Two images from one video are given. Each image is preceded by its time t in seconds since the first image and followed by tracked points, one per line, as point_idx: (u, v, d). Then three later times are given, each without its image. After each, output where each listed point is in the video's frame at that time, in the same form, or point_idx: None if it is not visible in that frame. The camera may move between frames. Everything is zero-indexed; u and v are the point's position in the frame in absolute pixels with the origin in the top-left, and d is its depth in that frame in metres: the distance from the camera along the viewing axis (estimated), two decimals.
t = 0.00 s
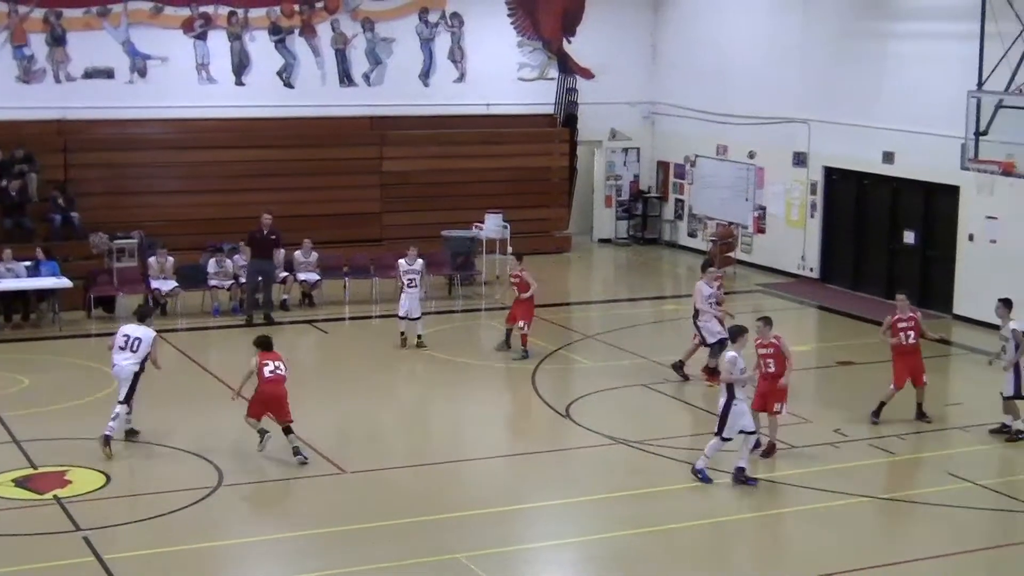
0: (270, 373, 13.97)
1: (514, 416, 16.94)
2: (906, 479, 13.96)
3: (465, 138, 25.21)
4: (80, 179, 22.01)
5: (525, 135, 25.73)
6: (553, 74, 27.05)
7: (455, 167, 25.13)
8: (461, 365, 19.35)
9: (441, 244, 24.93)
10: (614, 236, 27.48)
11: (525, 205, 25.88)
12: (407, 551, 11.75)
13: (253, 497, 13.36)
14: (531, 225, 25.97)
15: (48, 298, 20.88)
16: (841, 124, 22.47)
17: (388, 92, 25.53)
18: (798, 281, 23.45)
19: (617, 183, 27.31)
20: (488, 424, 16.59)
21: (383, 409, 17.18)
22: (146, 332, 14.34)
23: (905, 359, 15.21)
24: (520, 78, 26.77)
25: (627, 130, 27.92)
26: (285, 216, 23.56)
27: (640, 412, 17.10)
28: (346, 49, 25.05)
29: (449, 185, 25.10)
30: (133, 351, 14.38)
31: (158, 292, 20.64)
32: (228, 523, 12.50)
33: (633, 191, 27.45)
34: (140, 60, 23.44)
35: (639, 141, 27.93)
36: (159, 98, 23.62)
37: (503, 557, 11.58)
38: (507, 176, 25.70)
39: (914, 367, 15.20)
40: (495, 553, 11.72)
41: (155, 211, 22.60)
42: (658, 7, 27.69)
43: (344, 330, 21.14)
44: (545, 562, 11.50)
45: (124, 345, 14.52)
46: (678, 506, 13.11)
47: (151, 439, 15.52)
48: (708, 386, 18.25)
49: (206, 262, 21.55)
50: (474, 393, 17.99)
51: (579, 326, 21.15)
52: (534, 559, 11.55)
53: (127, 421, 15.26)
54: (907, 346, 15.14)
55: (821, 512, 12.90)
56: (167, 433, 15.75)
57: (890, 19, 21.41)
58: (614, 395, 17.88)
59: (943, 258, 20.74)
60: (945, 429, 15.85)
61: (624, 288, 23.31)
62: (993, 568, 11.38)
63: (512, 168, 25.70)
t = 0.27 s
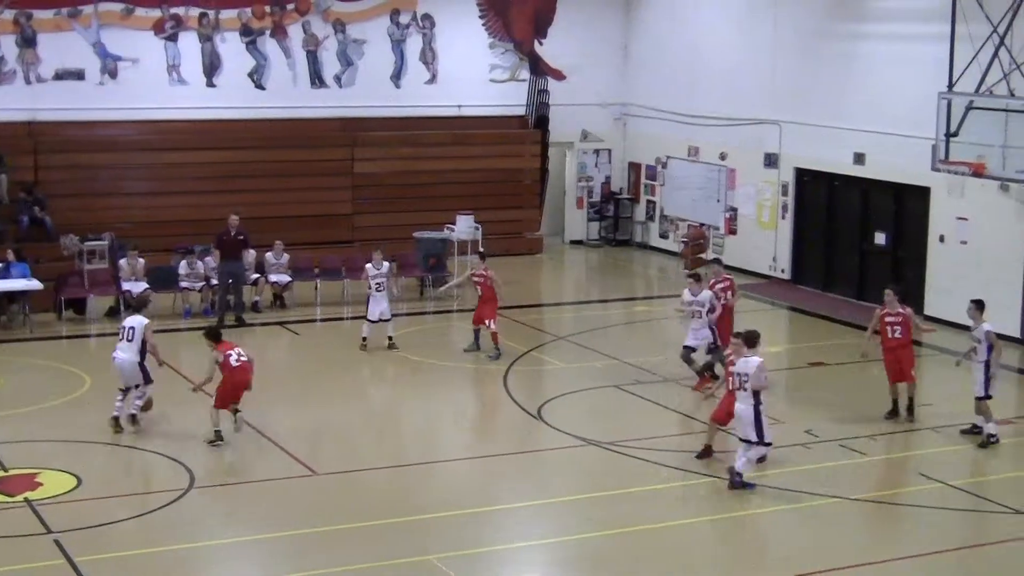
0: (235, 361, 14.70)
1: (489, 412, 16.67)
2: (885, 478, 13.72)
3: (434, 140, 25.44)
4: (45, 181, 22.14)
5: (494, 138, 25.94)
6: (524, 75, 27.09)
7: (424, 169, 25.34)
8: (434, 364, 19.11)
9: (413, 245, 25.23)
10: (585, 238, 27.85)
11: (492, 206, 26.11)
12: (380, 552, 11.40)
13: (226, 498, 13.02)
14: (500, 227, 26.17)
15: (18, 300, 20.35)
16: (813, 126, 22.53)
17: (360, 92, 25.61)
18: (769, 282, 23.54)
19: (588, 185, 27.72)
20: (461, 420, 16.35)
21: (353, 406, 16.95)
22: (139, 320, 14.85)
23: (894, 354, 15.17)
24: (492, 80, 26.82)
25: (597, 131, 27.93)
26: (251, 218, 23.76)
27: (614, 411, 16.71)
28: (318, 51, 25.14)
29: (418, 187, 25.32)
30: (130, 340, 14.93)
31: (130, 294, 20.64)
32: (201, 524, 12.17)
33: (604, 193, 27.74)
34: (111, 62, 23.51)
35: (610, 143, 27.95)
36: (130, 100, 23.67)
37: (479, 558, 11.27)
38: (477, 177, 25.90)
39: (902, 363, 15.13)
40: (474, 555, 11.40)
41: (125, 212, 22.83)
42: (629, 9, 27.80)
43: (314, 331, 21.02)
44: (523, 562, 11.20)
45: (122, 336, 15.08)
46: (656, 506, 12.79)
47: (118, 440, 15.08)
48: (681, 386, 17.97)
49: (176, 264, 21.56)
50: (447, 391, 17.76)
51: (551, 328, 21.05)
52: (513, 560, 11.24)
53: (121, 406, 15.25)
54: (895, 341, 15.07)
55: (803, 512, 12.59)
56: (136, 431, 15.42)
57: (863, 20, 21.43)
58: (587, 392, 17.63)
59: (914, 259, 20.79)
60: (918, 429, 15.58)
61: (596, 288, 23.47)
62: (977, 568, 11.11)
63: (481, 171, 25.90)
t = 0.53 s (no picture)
0: (220, 356, 15.67)
1: (477, 412, 16.67)
2: (871, 477, 13.74)
3: (421, 141, 25.47)
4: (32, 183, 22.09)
5: (480, 138, 25.99)
6: (511, 75, 27.11)
7: (412, 171, 25.41)
8: (422, 364, 19.12)
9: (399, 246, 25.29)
10: (573, 239, 27.90)
11: (479, 206, 26.15)
12: (368, 552, 11.39)
13: (213, 499, 13.00)
14: (488, 228, 26.22)
15: (4, 301, 20.25)
16: (800, 126, 22.58)
17: (347, 93, 25.61)
18: (756, 282, 23.60)
19: (576, 185, 27.79)
20: (448, 420, 16.35)
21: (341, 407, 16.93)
22: (155, 321, 15.07)
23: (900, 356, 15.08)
24: (479, 81, 26.83)
25: (585, 131, 28.01)
26: (238, 219, 23.81)
27: (601, 411, 16.71)
28: (305, 52, 25.15)
29: (404, 187, 25.34)
30: (148, 341, 15.10)
31: (118, 295, 20.64)
32: (188, 525, 12.15)
33: (592, 193, 27.83)
34: (98, 63, 23.50)
35: (598, 142, 28.07)
36: (117, 101, 23.67)
37: (466, 559, 11.26)
38: (464, 179, 25.94)
39: (908, 364, 15.05)
40: (461, 555, 11.39)
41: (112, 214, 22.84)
42: (617, 11, 27.86)
43: (302, 332, 21.03)
44: (512, 563, 11.20)
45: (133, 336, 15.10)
46: (643, 506, 12.79)
47: (105, 442, 15.03)
48: (668, 386, 17.95)
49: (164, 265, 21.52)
50: (435, 391, 17.78)
51: (539, 329, 21.07)
52: (501, 560, 11.24)
53: (137, 395, 16.22)
54: (900, 341, 15.04)
55: (790, 512, 12.61)
56: (123, 433, 15.42)
57: (850, 20, 21.46)
58: (575, 392, 17.66)
59: (900, 258, 20.84)
60: (903, 429, 15.58)
61: (585, 289, 23.50)
62: (963, 567, 11.12)
63: (469, 172, 25.95)
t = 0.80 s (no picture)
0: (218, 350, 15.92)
1: (470, 413, 16.66)
2: (864, 476, 13.75)
3: (414, 141, 25.47)
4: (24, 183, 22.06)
5: (472, 138, 25.98)
6: (504, 75, 27.12)
7: (405, 171, 25.40)
8: (416, 364, 19.11)
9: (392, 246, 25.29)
10: (566, 239, 27.89)
11: (472, 207, 26.15)
12: (361, 553, 11.38)
13: (206, 500, 12.96)
14: (481, 228, 26.22)
15: None
16: (792, 126, 22.62)
17: (339, 94, 25.59)
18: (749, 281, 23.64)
19: (569, 185, 27.77)
20: (441, 420, 16.33)
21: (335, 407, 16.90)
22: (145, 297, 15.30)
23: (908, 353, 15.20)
24: (472, 81, 26.82)
25: (578, 131, 28.03)
26: (230, 220, 23.79)
27: (594, 411, 16.71)
28: (297, 52, 25.13)
29: (397, 188, 25.33)
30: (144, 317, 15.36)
31: (109, 297, 20.61)
32: (181, 526, 12.11)
33: (584, 194, 27.76)
34: (89, 63, 23.46)
35: (590, 143, 28.09)
36: (109, 102, 23.64)
37: (460, 559, 11.25)
38: (457, 179, 25.93)
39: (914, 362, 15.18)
40: (454, 555, 11.38)
41: (103, 215, 22.81)
42: (609, 12, 27.88)
43: (295, 332, 21.01)
44: (506, 563, 11.19)
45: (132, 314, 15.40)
46: (636, 506, 12.79)
47: (97, 444, 15.00)
48: (661, 385, 17.95)
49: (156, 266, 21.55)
50: (428, 391, 17.77)
51: (532, 329, 21.06)
52: (495, 561, 11.23)
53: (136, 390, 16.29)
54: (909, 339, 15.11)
55: (783, 511, 12.61)
56: (116, 434, 15.39)
57: (842, 20, 21.49)
58: (569, 392, 17.66)
59: (892, 258, 20.88)
60: (897, 428, 15.59)
61: (578, 289, 23.50)
62: (956, 566, 11.14)
63: (462, 172, 25.94)
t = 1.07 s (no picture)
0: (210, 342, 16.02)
1: (461, 414, 16.67)
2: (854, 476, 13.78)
3: (405, 142, 25.47)
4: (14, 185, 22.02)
5: (463, 139, 25.98)
6: (495, 76, 27.12)
7: (396, 173, 25.40)
8: (407, 365, 19.11)
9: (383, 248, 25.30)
10: (557, 240, 27.92)
11: (463, 207, 26.16)
12: (353, 554, 11.38)
13: (198, 501, 12.96)
14: (472, 229, 26.22)
15: None
16: (782, 126, 22.66)
17: (329, 95, 25.59)
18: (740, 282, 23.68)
19: (560, 186, 27.81)
20: (432, 421, 16.33)
21: (326, 408, 16.90)
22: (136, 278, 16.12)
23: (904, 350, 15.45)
24: (462, 82, 26.81)
25: (569, 132, 28.05)
26: (221, 221, 23.77)
27: (585, 412, 16.71)
28: (288, 53, 25.12)
29: (388, 189, 25.34)
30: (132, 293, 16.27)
31: (99, 299, 20.49)
32: (173, 528, 12.11)
33: (575, 195, 27.80)
34: (79, 65, 23.43)
35: (581, 143, 28.11)
36: (99, 103, 23.62)
37: (452, 560, 11.25)
38: (448, 180, 25.93)
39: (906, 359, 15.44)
40: (446, 556, 11.38)
41: (93, 216, 22.78)
42: (600, 12, 27.88)
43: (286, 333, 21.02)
44: (497, 563, 11.20)
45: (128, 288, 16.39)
46: (628, 506, 12.81)
47: (88, 446, 14.97)
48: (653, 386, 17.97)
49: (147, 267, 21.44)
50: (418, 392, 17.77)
51: (524, 330, 21.07)
52: (487, 562, 11.24)
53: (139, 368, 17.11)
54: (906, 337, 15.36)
55: (774, 512, 12.63)
56: (107, 435, 15.39)
57: (832, 21, 21.52)
58: (560, 393, 17.67)
59: (883, 259, 20.91)
60: (887, 429, 15.62)
61: (569, 289, 23.53)
62: (946, 566, 11.16)
63: (453, 173, 25.94)
